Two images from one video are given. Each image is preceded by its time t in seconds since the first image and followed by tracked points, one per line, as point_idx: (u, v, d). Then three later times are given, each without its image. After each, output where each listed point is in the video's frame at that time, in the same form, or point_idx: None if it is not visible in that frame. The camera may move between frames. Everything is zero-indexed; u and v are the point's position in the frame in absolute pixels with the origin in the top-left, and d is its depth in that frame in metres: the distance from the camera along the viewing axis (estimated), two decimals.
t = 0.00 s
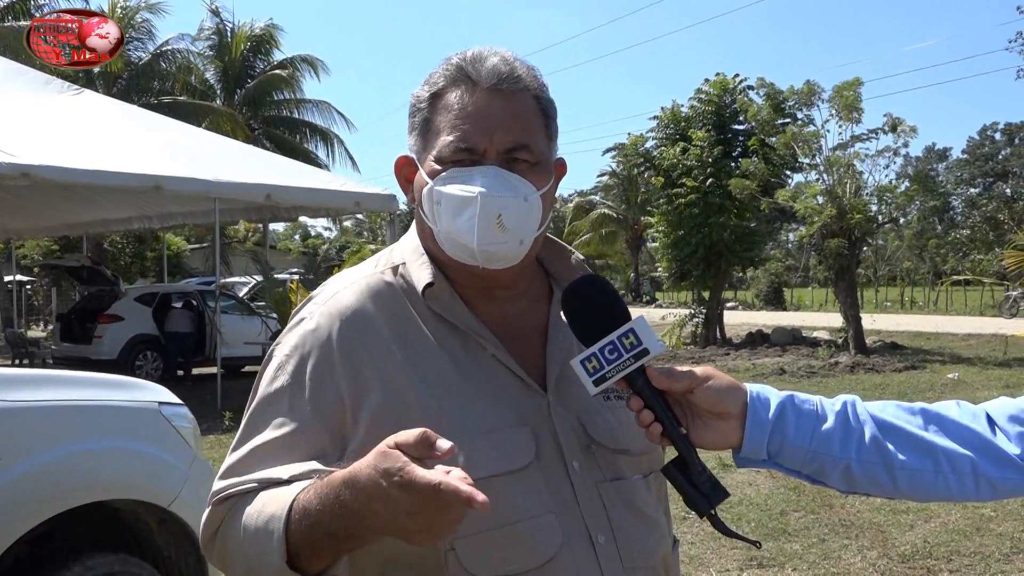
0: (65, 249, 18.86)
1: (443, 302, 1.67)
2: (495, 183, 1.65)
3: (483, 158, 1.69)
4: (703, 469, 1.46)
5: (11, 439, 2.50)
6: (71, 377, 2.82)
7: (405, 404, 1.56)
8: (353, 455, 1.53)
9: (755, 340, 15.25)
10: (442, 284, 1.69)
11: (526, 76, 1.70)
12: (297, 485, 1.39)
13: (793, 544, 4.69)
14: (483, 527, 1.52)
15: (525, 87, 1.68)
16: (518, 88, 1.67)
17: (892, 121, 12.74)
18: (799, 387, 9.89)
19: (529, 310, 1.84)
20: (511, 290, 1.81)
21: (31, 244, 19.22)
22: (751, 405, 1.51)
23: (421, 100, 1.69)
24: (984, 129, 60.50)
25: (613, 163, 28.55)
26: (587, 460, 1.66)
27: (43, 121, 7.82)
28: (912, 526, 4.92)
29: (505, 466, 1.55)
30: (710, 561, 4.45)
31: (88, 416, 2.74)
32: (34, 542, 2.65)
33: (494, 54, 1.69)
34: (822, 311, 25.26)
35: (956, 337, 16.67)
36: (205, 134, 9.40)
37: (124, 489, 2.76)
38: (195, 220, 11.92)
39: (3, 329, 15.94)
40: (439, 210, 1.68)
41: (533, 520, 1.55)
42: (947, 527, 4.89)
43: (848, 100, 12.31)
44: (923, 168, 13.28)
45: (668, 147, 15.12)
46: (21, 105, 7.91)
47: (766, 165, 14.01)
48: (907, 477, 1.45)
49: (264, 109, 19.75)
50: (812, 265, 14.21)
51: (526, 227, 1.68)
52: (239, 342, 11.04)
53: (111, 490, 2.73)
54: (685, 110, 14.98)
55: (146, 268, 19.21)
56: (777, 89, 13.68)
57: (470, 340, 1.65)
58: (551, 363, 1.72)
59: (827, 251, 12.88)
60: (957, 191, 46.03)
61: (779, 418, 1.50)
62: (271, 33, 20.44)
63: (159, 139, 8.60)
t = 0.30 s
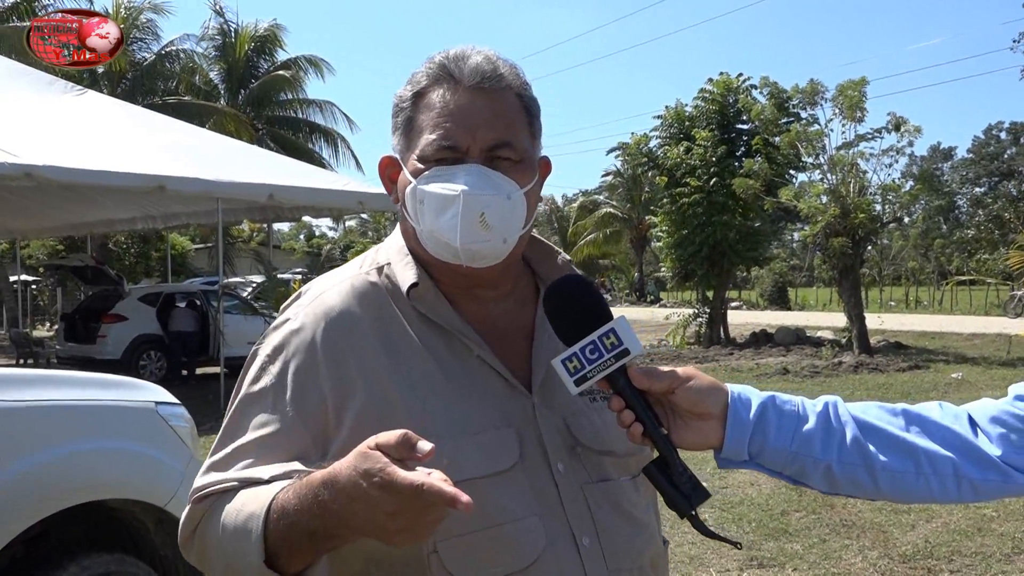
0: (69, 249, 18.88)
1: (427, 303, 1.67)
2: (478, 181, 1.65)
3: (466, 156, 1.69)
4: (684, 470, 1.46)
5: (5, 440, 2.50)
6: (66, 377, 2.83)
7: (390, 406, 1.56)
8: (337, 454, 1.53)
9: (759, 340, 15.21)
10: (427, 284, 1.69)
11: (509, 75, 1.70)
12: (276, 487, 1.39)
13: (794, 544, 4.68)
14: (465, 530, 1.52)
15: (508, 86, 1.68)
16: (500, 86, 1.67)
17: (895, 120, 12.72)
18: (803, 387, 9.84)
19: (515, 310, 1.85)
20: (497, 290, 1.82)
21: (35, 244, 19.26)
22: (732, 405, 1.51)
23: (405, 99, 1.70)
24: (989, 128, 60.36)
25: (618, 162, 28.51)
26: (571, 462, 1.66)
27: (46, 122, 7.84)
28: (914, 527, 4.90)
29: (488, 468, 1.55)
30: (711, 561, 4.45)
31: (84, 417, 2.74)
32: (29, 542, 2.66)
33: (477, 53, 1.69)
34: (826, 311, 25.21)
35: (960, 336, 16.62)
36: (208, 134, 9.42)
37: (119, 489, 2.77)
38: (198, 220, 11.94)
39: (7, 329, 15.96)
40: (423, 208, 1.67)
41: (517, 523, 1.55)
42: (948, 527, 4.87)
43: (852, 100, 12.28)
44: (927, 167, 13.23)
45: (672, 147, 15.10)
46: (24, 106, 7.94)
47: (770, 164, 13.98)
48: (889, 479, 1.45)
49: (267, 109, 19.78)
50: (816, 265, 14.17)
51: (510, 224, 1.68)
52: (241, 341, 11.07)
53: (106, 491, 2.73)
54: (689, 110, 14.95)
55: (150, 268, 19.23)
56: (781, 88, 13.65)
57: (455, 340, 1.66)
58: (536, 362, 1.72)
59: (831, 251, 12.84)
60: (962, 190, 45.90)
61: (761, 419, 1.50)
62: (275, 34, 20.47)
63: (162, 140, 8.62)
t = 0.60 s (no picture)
0: (95, 246, 19.15)
1: (434, 312, 1.68)
2: (485, 179, 1.63)
3: (471, 156, 1.68)
4: (686, 471, 1.46)
5: (21, 436, 2.55)
6: (84, 373, 2.88)
7: (392, 410, 1.57)
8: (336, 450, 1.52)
9: (781, 341, 15.11)
10: (432, 294, 1.70)
11: (512, 76, 1.73)
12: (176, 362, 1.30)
13: (811, 547, 4.65)
14: (463, 536, 1.53)
15: (511, 85, 1.71)
16: (503, 85, 1.70)
17: (920, 121, 12.59)
18: (824, 390, 9.76)
19: (523, 318, 1.86)
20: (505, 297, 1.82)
21: (62, 241, 19.56)
22: (735, 407, 1.50)
23: (407, 104, 1.73)
24: (1018, 129, 59.57)
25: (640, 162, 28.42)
26: (576, 473, 1.68)
27: (70, 120, 7.95)
28: (934, 531, 4.85)
29: (490, 477, 1.56)
30: (727, 563, 4.43)
31: (102, 413, 2.80)
32: (46, 537, 2.72)
33: (479, 55, 1.72)
34: (850, 313, 24.98)
35: (985, 339, 16.42)
36: (230, 133, 9.51)
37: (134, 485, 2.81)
38: (221, 219, 12.07)
39: (34, 325, 16.21)
40: (431, 211, 1.66)
41: (517, 532, 1.56)
42: (969, 533, 4.82)
43: (877, 100, 12.16)
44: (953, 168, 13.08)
45: (694, 147, 15.04)
46: (49, 104, 8.04)
47: (792, 165, 13.88)
48: (893, 483, 1.44)
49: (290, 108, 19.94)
50: (839, 266, 14.05)
51: (521, 223, 1.67)
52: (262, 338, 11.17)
53: (122, 487, 2.78)
54: (711, 110, 14.88)
55: (174, 265, 19.46)
56: (804, 89, 13.56)
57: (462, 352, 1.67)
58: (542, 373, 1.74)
59: (854, 253, 12.73)
60: (990, 192, 45.34)
61: (763, 421, 1.50)
62: (298, 33, 20.64)
63: (185, 138, 8.71)
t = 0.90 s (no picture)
0: (101, 238, 19.19)
1: (439, 307, 1.66)
2: (503, 198, 1.63)
3: (492, 169, 1.67)
4: (699, 473, 1.45)
5: (22, 427, 2.54)
6: (89, 365, 2.86)
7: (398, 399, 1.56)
8: (341, 437, 1.51)
9: (786, 341, 15.07)
10: (439, 287, 1.68)
11: (539, 84, 1.69)
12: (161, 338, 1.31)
13: (816, 548, 4.63)
14: (468, 526, 1.52)
15: (538, 94, 1.68)
16: (531, 95, 1.67)
17: (929, 122, 12.52)
18: (829, 391, 9.73)
19: (531, 315, 1.85)
20: (515, 294, 1.81)
21: (69, 233, 19.62)
22: (748, 409, 1.49)
23: (427, 101, 1.68)
24: None
25: (647, 161, 28.36)
26: (582, 467, 1.66)
27: (79, 112, 7.96)
28: (938, 533, 4.83)
29: (497, 470, 1.55)
30: (731, 562, 4.42)
31: (109, 405, 2.79)
32: (51, 528, 2.71)
33: (509, 60, 1.68)
34: (856, 314, 24.91)
35: (991, 342, 16.36)
36: (238, 126, 9.51)
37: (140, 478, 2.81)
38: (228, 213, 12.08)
39: (40, 316, 16.26)
40: (444, 219, 1.66)
41: (523, 524, 1.55)
42: (974, 535, 4.80)
43: (886, 100, 12.10)
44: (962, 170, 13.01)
45: (702, 146, 15.01)
46: (57, 95, 8.04)
47: (800, 165, 13.83)
48: (907, 487, 1.43)
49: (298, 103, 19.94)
50: (845, 267, 13.99)
51: (534, 241, 1.68)
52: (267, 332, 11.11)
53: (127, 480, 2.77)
54: (720, 109, 14.84)
55: (180, 258, 19.50)
56: (813, 89, 13.51)
57: (471, 347, 1.65)
58: (549, 370, 1.72)
59: (861, 254, 12.67)
60: (998, 195, 45.19)
61: (776, 424, 1.49)
62: (308, 28, 20.64)
63: (194, 131, 8.72)
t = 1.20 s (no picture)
0: (99, 234, 19.14)
1: (451, 290, 1.65)
2: (511, 170, 1.59)
3: (497, 145, 1.64)
4: (709, 472, 1.44)
5: (19, 425, 2.50)
6: (86, 361, 2.83)
7: (411, 385, 1.54)
8: (356, 424, 1.49)
9: (784, 339, 15.06)
10: (451, 271, 1.66)
11: (537, 64, 1.69)
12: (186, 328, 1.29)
13: (815, 545, 4.62)
14: (486, 510, 1.50)
15: (537, 73, 1.68)
16: (529, 73, 1.67)
17: (929, 120, 12.51)
18: (828, 388, 9.73)
19: (538, 301, 1.83)
20: (521, 279, 1.79)
21: (66, 229, 19.57)
22: (759, 408, 1.48)
23: (429, 87, 1.67)
24: None
25: (645, 158, 28.35)
26: (596, 450, 1.64)
27: (77, 107, 7.93)
28: (937, 531, 4.83)
29: (514, 453, 1.54)
30: (730, 559, 4.41)
31: (108, 401, 2.77)
32: (52, 524, 2.69)
33: (507, 42, 1.68)
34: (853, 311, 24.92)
35: (988, 340, 16.37)
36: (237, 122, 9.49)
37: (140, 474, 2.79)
38: (227, 209, 12.06)
39: (37, 312, 16.21)
40: (453, 197, 1.61)
41: (540, 508, 1.53)
42: (973, 532, 4.80)
43: (884, 98, 12.09)
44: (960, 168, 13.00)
45: (701, 143, 14.99)
46: (55, 91, 8.01)
47: (799, 162, 13.81)
48: (919, 487, 1.42)
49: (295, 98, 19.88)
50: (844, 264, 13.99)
51: (541, 214, 1.63)
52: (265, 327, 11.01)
53: (127, 476, 2.75)
54: (719, 105, 14.83)
55: (178, 254, 19.45)
56: (812, 86, 13.48)
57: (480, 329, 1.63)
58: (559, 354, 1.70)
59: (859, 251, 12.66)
60: (994, 193, 45.24)
61: (787, 424, 1.48)
62: (306, 24, 20.58)
63: (192, 126, 8.69)
